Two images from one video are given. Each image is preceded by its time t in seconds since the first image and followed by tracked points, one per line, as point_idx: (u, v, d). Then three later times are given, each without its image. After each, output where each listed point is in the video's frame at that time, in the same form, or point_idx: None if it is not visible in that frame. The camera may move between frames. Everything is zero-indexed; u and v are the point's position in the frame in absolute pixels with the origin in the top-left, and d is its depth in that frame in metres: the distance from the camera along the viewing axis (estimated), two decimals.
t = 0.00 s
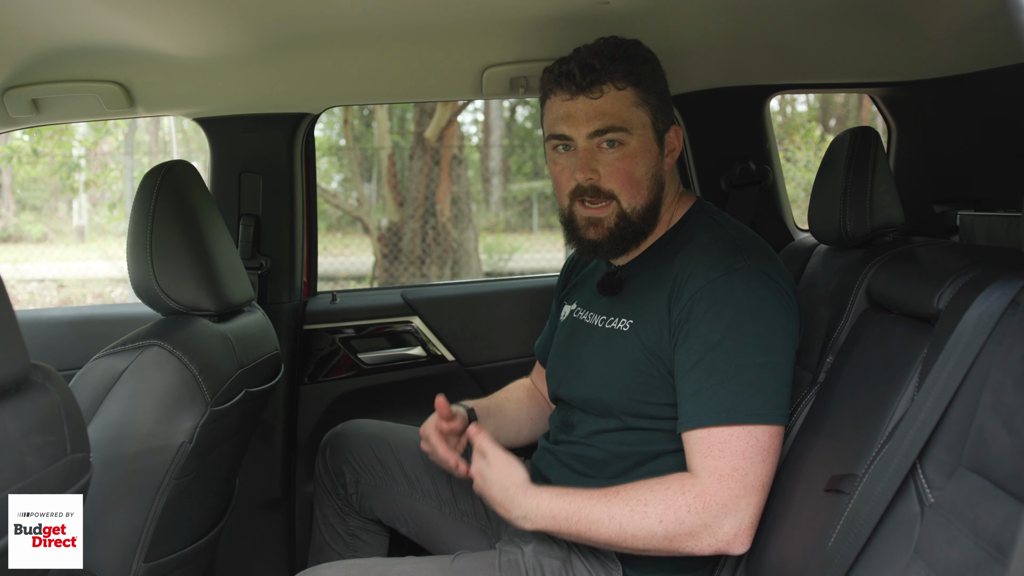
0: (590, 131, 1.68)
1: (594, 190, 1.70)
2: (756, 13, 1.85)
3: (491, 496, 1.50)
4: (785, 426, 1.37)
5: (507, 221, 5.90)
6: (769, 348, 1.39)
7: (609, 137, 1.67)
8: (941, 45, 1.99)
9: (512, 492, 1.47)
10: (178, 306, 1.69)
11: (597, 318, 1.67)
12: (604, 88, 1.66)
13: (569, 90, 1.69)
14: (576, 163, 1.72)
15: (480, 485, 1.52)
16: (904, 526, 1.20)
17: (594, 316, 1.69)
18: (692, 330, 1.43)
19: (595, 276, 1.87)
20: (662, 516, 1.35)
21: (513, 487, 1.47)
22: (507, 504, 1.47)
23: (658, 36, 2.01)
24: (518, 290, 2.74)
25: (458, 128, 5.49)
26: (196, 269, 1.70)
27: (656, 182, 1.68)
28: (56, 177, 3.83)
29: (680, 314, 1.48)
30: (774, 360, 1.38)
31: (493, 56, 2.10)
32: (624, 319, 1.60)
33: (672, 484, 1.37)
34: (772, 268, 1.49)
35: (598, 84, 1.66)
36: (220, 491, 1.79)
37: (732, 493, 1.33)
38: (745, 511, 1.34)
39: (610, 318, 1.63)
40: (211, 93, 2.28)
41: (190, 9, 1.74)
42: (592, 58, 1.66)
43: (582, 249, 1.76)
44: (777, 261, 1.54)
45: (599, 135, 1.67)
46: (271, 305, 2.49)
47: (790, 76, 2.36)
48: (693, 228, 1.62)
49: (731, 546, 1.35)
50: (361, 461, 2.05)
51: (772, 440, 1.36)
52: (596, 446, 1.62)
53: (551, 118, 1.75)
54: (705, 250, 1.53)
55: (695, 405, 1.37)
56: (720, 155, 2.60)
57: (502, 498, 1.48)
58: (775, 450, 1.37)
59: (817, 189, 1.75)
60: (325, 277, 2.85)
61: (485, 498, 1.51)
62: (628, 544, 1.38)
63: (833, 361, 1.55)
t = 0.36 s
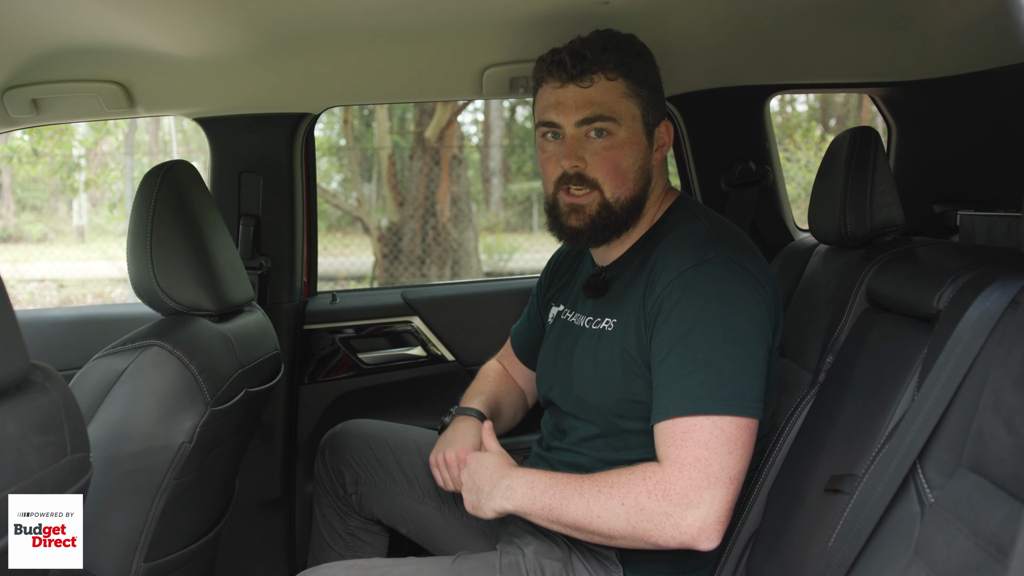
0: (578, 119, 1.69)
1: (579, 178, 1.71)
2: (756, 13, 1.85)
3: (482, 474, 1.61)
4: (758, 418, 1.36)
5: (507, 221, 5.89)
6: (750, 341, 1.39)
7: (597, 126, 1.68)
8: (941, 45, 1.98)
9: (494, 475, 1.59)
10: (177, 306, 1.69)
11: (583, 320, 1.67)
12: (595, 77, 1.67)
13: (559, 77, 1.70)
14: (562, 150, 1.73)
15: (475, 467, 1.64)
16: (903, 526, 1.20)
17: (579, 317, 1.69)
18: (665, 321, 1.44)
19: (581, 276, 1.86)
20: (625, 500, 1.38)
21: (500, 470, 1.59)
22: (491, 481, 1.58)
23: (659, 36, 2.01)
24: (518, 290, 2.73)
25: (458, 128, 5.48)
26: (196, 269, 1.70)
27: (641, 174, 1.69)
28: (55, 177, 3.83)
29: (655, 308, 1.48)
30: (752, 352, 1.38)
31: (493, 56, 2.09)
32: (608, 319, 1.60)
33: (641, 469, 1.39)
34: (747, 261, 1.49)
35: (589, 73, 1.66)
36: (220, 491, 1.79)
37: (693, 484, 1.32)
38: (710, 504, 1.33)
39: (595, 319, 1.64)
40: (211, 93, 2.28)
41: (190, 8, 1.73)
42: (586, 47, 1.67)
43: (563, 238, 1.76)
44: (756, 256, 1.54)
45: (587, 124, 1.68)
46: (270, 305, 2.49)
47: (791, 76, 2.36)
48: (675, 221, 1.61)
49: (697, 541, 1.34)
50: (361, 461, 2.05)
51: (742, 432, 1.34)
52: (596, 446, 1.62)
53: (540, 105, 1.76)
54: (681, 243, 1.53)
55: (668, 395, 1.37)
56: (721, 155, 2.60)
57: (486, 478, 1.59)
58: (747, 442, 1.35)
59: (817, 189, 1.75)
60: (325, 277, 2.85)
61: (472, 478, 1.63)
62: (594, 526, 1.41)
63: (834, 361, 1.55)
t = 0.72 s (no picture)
0: (583, 116, 1.69)
1: (581, 174, 1.71)
2: (756, 13, 1.85)
3: (508, 511, 1.62)
4: (781, 423, 1.38)
5: (507, 221, 5.87)
6: (771, 348, 1.40)
7: (601, 122, 1.68)
8: (941, 45, 1.98)
9: (513, 518, 1.60)
10: (177, 306, 1.69)
11: (584, 319, 1.67)
12: (601, 74, 1.67)
13: (565, 73, 1.70)
14: (565, 146, 1.73)
15: (501, 505, 1.65)
16: (903, 526, 1.20)
17: (580, 316, 1.69)
18: (685, 330, 1.43)
19: (580, 274, 1.86)
20: (658, 518, 1.39)
21: (519, 513, 1.60)
22: (514, 522, 1.59)
23: (659, 36, 2.01)
24: (518, 290, 2.73)
25: (458, 127, 5.47)
26: (196, 270, 1.70)
27: (643, 173, 1.69)
28: (56, 176, 3.83)
29: (672, 313, 1.48)
30: (773, 359, 1.39)
31: (493, 56, 2.09)
32: (612, 319, 1.59)
33: (667, 488, 1.40)
34: (762, 267, 1.49)
35: (596, 70, 1.67)
36: (220, 491, 1.79)
37: (726, 494, 1.35)
38: (741, 510, 1.36)
39: (598, 319, 1.63)
40: (211, 93, 2.28)
41: (189, 8, 1.73)
42: (593, 44, 1.67)
43: (563, 235, 1.76)
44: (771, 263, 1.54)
45: (591, 120, 1.68)
46: (270, 304, 2.49)
47: (791, 76, 2.36)
48: (682, 226, 1.62)
49: (731, 545, 1.37)
50: (361, 461, 2.05)
51: (768, 439, 1.37)
52: (597, 446, 1.62)
53: (544, 101, 1.76)
54: (697, 249, 1.52)
55: (695, 406, 1.38)
56: (721, 155, 2.60)
57: (509, 520, 1.60)
58: (771, 448, 1.38)
59: (817, 189, 1.75)
60: (325, 277, 2.84)
61: (490, 519, 1.64)
62: (628, 549, 1.42)
63: (834, 361, 1.55)
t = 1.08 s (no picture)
0: (590, 119, 1.69)
1: (587, 177, 1.71)
2: (756, 13, 1.85)
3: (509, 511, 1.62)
4: (779, 421, 1.38)
5: (507, 222, 5.85)
6: (772, 346, 1.40)
7: (608, 126, 1.68)
8: (941, 45, 1.99)
9: (512, 518, 1.60)
10: (177, 306, 1.69)
11: (588, 318, 1.68)
12: (609, 77, 1.67)
13: (574, 76, 1.70)
14: (573, 149, 1.73)
15: (499, 504, 1.66)
16: (904, 526, 1.20)
17: (585, 315, 1.69)
18: (687, 328, 1.44)
19: (586, 273, 1.86)
20: (654, 515, 1.39)
21: (519, 513, 1.60)
22: (513, 523, 1.59)
23: (659, 36, 2.01)
24: (518, 290, 2.73)
25: (458, 128, 5.47)
26: (197, 270, 1.70)
27: (650, 177, 1.69)
28: (55, 177, 3.82)
29: (674, 312, 1.48)
30: (774, 358, 1.39)
31: (493, 56, 2.09)
32: (616, 318, 1.60)
33: (665, 485, 1.40)
34: (764, 267, 1.49)
35: (604, 73, 1.67)
36: (219, 491, 1.79)
37: (721, 490, 1.34)
38: (737, 507, 1.35)
39: (601, 318, 1.64)
40: (210, 93, 2.28)
41: (190, 8, 1.73)
42: (602, 47, 1.67)
43: (569, 238, 1.77)
44: (773, 263, 1.54)
45: (599, 124, 1.68)
46: (270, 304, 2.49)
47: (791, 76, 2.36)
48: (685, 227, 1.61)
49: (728, 542, 1.36)
50: (361, 461, 2.05)
51: (765, 436, 1.36)
52: (597, 445, 1.62)
53: (552, 103, 1.76)
54: (700, 249, 1.52)
55: (694, 403, 1.38)
56: (721, 155, 2.60)
57: (507, 520, 1.60)
58: (769, 446, 1.37)
59: (817, 189, 1.75)
60: (325, 277, 2.85)
61: (489, 520, 1.64)
62: (625, 546, 1.42)
63: (833, 361, 1.55)
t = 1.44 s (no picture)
0: (585, 122, 1.69)
1: (584, 179, 1.71)
2: (756, 13, 1.85)
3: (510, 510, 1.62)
4: (779, 419, 1.38)
5: (507, 222, 5.83)
6: (770, 344, 1.39)
7: (603, 128, 1.68)
8: (941, 45, 1.99)
9: (512, 518, 1.60)
10: (178, 306, 1.69)
11: (588, 318, 1.68)
12: (602, 80, 1.67)
13: (566, 80, 1.70)
14: (569, 152, 1.73)
15: (501, 504, 1.66)
16: (903, 527, 1.20)
17: (585, 315, 1.69)
18: (686, 328, 1.44)
19: (586, 273, 1.86)
20: (654, 512, 1.39)
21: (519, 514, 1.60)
22: (513, 523, 1.59)
23: (659, 36, 2.01)
24: (518, 290, 2.73)
25: (458, 128, 5.47)
26: (197, 270, 1.70)
27: (647, 177, 1.68)
28: (56, 177, 3.82)
29: (674, 311, 1.48)
30: (774, 357, 1.39)
31: (493, 56, 2.09)
32: (616, 317, 1.60)
33: (664, 483, 1.40)
34: (763, 265, 1.49)
35: (596, 76, 1.67)
36: (219, 492, 1.79)
37: (720, 487, 1.34)
38: (736, 504, 1.35)
39: (601, 318, 1.64)
40: (210, 93, 2.28)
41: (190, 8, 1.73)
42: (594, 50, 1.67)
43: (568, 240, 1.77)
44: (773, 263, 1.54)
45: (594, 126, 1.68)
46: (270, 304, 2.49)
47: (791, 76, 2.36)
48: (684, 226, 1.61)
49: (727, 540, 1.36)
50: (361, 461, 2.05)
51: (765, 434, 1.36)
52: (596, 446, 1.62)
53: (546, 108, 1.76)
54: (699, 249, 1.52)
55: (694, 402, 1.38)
56: (721, 155, 2.60)
57: (508, 520, 1.60)
58: (769, 444, 1.37)
59: (817, 189, 1.75)
60: (325, 277, 2.85)
61: (490, 520, 1.64)
62: (624, 543, 1.42)
63: (834, 361, 1.55)
